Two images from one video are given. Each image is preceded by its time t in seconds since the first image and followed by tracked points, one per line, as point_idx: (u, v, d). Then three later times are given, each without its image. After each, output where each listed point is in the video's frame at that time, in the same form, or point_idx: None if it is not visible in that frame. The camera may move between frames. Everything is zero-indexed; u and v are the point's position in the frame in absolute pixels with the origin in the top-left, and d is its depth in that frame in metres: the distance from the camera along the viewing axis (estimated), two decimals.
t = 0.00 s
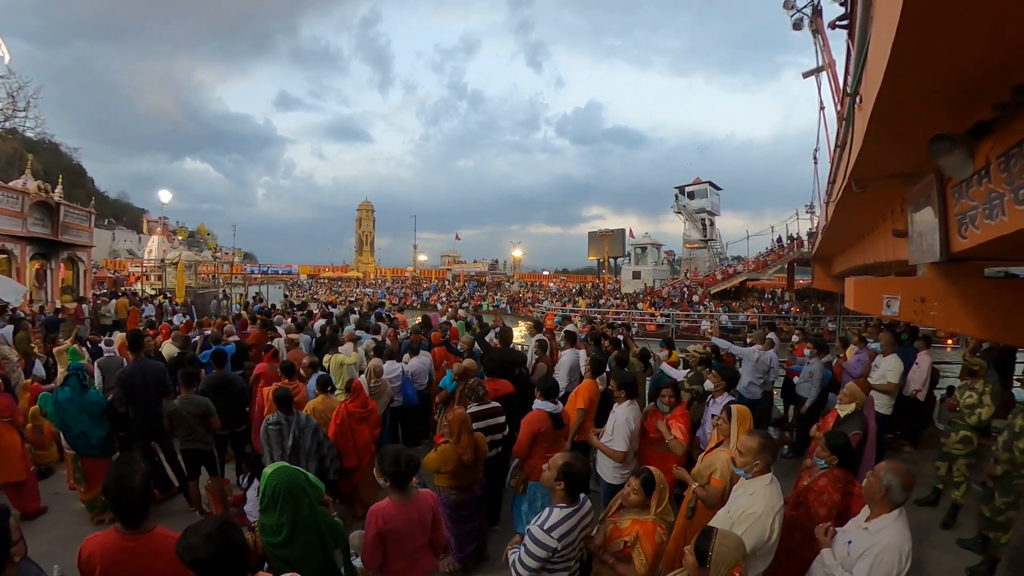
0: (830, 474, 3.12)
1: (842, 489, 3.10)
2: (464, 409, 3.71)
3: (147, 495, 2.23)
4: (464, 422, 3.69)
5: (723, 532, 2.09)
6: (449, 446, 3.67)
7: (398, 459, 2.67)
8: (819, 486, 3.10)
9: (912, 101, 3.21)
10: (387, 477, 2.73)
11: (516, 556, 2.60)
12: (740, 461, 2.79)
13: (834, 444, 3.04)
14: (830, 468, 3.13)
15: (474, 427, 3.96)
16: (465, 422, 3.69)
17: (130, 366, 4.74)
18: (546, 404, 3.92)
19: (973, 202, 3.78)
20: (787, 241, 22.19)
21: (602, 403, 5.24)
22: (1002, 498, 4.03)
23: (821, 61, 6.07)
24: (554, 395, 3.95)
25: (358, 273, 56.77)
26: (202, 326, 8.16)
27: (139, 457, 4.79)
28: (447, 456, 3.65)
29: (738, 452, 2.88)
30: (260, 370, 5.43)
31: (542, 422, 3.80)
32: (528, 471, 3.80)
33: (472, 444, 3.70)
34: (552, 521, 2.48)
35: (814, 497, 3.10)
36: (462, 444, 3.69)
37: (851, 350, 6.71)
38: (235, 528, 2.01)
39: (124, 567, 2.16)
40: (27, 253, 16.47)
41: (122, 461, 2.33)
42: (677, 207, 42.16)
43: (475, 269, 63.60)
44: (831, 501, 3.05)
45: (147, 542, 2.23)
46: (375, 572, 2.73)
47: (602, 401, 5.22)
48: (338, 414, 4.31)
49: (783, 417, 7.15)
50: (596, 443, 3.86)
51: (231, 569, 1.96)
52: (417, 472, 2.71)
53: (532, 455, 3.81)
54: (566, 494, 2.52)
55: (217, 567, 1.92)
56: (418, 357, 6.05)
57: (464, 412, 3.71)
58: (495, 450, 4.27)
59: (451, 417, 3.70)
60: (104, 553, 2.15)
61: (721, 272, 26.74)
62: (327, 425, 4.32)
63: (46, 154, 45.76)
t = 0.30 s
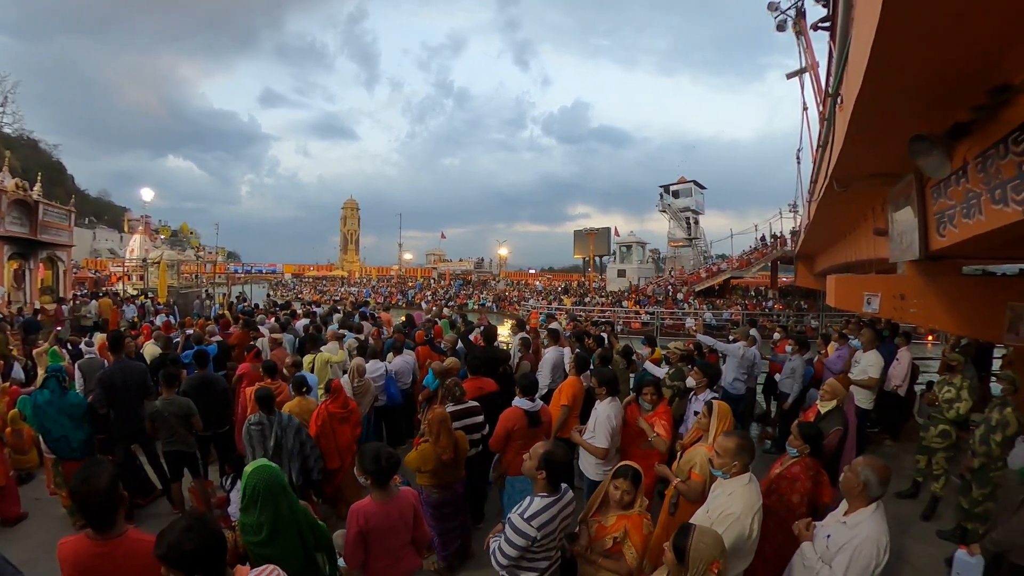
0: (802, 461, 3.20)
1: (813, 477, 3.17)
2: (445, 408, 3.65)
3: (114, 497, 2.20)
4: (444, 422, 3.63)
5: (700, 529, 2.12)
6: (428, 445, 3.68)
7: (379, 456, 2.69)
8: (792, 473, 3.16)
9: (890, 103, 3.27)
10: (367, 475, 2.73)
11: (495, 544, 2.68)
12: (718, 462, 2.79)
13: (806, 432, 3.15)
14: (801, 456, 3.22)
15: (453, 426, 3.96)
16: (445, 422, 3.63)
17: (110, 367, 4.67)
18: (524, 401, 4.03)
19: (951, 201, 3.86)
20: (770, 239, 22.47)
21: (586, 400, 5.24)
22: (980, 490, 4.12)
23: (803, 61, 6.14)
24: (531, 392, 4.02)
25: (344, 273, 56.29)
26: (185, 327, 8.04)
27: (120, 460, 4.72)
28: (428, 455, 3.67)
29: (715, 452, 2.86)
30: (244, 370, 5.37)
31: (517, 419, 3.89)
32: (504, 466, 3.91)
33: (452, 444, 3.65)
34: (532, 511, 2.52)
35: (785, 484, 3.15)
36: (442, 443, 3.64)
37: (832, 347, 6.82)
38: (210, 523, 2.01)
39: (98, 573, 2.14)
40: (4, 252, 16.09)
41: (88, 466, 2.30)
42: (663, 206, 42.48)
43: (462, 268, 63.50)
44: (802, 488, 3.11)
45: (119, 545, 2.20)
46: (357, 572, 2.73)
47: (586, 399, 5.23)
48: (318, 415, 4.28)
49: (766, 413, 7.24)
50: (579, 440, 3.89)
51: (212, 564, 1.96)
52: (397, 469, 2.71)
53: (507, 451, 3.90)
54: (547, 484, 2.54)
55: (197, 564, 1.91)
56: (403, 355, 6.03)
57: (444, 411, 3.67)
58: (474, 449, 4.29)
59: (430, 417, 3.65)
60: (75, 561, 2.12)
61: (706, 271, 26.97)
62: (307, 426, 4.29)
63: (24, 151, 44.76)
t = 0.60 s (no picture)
0: (766, 445, 3.32)
1: (776, 460, 3.31)
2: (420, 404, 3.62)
3: (80, 499, 2.16)
4: (418, 419, 3.58)
5: (678, 521, 2.16)
6: (404, 443, 3.65)
7: (354, 453, 2.67)
8: (756, 456, 3.27)
9: (869, 100, 3.31)
10: (345, 472, 2.71)
11: (476, 539, 2.65)
12: (695, 461, 2.78)
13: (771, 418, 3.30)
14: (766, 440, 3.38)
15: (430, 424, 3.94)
16: (420, 419, 3.59)
17: (87, 367, 4.58)
18: (496, 397, 4.01)
19: (928, 198, 3.94)
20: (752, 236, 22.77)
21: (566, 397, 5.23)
22: (955, 480, 4.22)
23: (785, 60, 6.21)
24: (505, 388, 4.01)
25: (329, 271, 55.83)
26: (165, 326, 7.91)
27: (99, 463, 4.64)
28: (404, 453, 3.64)
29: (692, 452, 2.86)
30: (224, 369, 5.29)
31: (489, 417, 3.89)
32: (478, 460, 4.04)
33: (426, 440, 3.61)
34: (512, 509, 2.53)
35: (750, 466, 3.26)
36: (416, 440, 3.60)
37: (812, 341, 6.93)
38: (188, 513, 2.05)
39: None
40: None
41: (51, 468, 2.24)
42: (648, 203, 42.74)
43: (447, 265, 63.26)
44: (766, 470, 3.24)
45: (88, 548, 2.17)
46: (335, 568, 2.72)
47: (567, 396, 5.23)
48: (295, 415, 4.23)
49: (747, 407, 7.34)
50: (561, 435, 3.91)
51: (194, 554, 2.01)
52: (373, 467, 2.69)
53: (481, 446, 3.99)
54: (527, 480, 2.53)
55: (180, 555, 1.96)
56: (384, 353, 6.00)
57: (418, 407, 3.63)
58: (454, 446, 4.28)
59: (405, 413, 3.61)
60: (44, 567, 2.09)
61: (689, 267, 27.24)
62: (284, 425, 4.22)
63: None
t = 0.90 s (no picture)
0: (732, 432, 3.39)
1: (742, 446, 3.38)
2: (386, 400, 3.61)
3: (38, 500, 2.13)
4: (386, 415, 3.59)
5: (651, 513, 2.20)
6: (373, 441, 3.67)
7: (327, 449, 2.66)
8: (722, 443, 3.36)
9: (846, 96, 3.36)
10: (318, 469, 2.70)
11: (455, 536, 2.67)
12: (670, 454, 2.81)
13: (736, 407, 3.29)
14: (733, 426, 3.42)
15: (402, 420, 3.94)
16: (389, 415, 3.60)
17: (61, 369, 4.49)
18: (467, 391, 4.07)
19: (904, 193, 4.03)
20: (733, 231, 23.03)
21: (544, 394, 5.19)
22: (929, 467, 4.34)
23: (764, 55, 6.26)
24: (474, 382, 4.07)
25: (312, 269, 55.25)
26: (142, 326, 7.77)
27: (75, 466, 4.55)
28: (372, 450, 3.67)
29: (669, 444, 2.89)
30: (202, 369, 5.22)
31: (461, 412, 3.97)
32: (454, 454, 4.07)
33: (393, 437, 3.62)
34: (490, 504, 2.54)
35: (717, 452, 3.34)
36: (382, 438, 3.62)
37: (790, 334, 7.04)
38: (170, 503, 2.06)
39: None
40: None
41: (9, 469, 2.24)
42: (630, 199, 42.97)
43: (431, 262, 63.08)
44: (732, 456, 3.30)
45: (48, 553, 2.10)
46: (313, 567, 2.69)
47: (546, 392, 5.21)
48: (267, 415, 4.18)
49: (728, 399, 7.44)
50: (539, 429, 3.96)
51: (177, 542, 2.02)
52: (347, 462, 2.68)
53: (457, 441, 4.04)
54: (506, 475, 2.57)
55: (161, 544, 1.97)
56: (363, 350, 5.94)
57: (385, 403, 3.62)
58: (431, 442, 4.31)
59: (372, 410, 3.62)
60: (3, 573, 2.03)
61: (671, 262, 27.50)
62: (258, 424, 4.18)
63: None
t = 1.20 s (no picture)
0: (704, 427, 3.54)
1: (713, 442, 3.52)
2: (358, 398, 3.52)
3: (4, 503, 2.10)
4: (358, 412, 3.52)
5: (622, 506, 2.31)
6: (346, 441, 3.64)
7: (303, 446, 2.68)
8: (693, 439, 3.53)
9: (824, 94, 3.41)
10: (294, 468, 2.70)
11: (436, 537, 2.64)
12: (648, 444, 2.83)
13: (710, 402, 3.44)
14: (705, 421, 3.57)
15: (379, 419, 3.94)
16: (361, 412, 3.52)
17: (39, 373, 4.41)
18: (445, 387, 4.15)
19: (882, 189, 4.10)
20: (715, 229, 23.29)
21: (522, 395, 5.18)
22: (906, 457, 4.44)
23: (745, 54, 6.32)
24: (450, 376, 4.12)
25: (297, 270, 54.75)
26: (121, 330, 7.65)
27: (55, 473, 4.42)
28: (347, 451, 3.63)
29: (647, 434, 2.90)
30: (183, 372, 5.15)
31: (442, 408, 4.01)
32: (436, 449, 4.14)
33: (365, 435, 3.54)
34: (470, 509, 2.54)
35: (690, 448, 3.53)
36: (354, 436, 3.54)
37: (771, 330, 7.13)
38: (156, 498, 2.06)
39: None
40: None
41: None
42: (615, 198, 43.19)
43: (415, 261, 62.88)
44: (703, 453, 3.47)
45: (15, 557, 2.05)
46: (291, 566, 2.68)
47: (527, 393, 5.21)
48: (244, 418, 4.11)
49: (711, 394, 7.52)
50: (521, 426, 3.97)
51: (159, 536, 2.01)
52: (324, 461, 2.69)
53: (439, 436, 4.12)
54: (486, 479, 2.55)
55: (145, 536, 1.96)
56: (346, 350, 5.91)
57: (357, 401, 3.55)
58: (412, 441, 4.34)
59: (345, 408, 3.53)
60: None
61: (655, 260, 27.70)
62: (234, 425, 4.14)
63: None
